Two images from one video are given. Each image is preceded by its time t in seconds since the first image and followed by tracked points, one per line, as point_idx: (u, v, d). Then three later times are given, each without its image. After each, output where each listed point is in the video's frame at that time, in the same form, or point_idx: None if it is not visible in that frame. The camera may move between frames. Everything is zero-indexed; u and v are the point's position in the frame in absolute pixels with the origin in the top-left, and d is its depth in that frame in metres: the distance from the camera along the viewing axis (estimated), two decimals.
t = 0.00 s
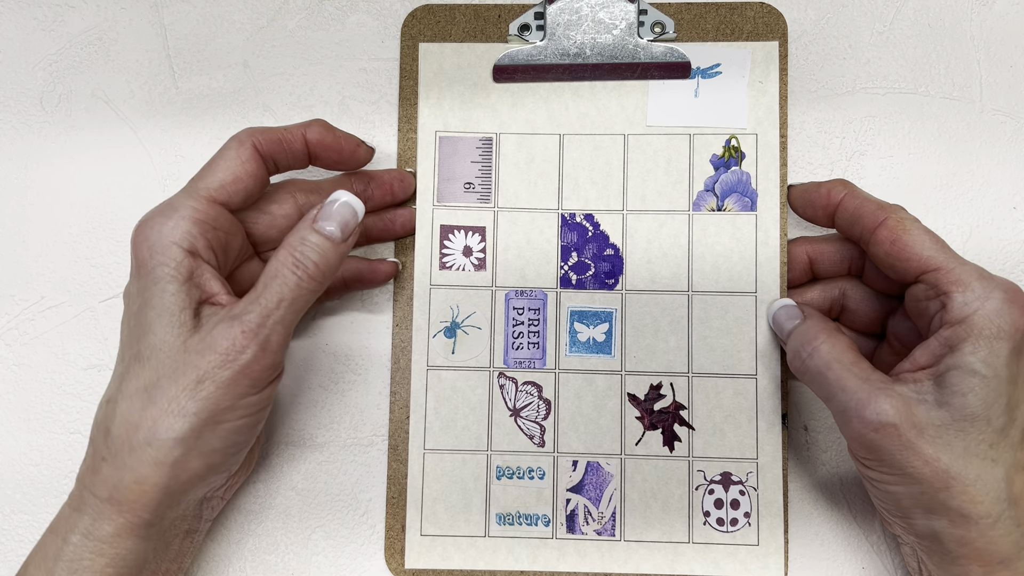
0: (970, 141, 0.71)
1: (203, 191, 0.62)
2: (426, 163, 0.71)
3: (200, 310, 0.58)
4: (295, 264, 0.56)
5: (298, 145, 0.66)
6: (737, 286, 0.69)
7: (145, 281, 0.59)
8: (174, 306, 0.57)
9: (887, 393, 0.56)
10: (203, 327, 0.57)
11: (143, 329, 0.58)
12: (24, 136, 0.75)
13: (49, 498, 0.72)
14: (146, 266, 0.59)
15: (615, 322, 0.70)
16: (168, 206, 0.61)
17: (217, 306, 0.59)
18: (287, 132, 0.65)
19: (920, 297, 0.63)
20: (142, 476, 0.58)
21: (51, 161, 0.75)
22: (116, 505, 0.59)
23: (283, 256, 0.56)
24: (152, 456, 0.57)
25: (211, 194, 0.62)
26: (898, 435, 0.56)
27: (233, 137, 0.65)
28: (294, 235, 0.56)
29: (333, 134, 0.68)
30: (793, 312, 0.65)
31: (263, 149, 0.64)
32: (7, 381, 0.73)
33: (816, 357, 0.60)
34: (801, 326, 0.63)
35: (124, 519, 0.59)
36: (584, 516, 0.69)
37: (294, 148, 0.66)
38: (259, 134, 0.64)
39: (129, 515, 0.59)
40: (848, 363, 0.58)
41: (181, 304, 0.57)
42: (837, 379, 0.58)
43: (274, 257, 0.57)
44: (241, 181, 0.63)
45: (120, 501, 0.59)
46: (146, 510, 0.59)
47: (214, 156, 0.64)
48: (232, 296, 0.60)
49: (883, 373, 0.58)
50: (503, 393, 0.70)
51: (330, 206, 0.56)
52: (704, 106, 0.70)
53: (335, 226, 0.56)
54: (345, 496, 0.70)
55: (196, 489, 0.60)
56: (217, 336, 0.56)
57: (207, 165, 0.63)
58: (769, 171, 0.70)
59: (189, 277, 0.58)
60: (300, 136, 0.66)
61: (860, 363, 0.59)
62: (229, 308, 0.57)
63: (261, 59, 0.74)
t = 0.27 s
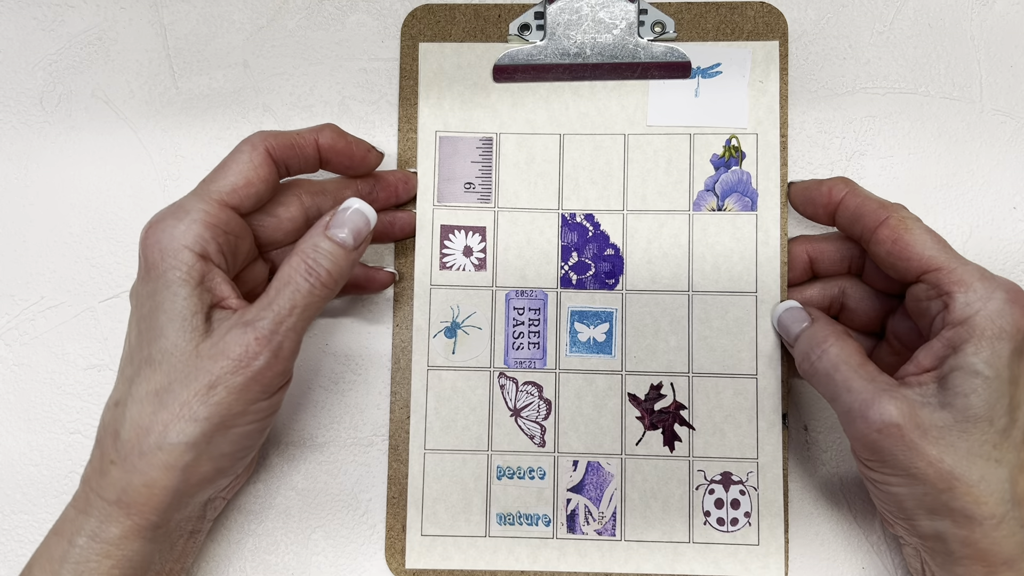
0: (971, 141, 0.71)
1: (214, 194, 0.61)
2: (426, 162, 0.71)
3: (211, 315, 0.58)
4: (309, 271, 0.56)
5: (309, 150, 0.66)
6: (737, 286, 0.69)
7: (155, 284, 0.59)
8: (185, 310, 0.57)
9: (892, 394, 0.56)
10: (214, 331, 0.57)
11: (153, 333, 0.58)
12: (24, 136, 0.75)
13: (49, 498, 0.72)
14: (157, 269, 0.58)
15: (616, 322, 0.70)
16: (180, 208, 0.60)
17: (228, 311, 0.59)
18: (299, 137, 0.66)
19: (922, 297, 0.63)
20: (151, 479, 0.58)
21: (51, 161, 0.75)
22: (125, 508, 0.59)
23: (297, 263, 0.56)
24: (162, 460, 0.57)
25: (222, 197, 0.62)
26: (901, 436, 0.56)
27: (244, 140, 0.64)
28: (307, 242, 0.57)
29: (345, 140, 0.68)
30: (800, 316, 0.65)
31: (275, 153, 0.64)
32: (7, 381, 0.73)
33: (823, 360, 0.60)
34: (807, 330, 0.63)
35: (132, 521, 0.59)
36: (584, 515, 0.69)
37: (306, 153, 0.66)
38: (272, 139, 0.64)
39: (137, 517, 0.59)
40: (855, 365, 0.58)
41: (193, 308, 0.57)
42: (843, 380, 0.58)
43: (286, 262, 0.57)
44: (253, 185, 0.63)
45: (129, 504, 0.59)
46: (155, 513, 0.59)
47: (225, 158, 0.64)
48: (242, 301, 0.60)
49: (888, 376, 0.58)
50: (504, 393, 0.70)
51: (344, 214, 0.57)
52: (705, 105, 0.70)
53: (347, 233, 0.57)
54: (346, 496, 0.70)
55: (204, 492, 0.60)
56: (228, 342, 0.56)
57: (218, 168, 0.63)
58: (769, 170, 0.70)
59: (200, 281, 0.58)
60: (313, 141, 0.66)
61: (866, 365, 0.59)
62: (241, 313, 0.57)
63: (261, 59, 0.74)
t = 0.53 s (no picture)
0: (971, 141, 0.71)
1: (212, 194, 0.61)
2: (425, 160, 0.71)
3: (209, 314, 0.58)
4: (308, 270, 0.56)
5: (309, 150, 0.66)
6: (738, 285, 0.69)
7: (153, 284, 0.59)
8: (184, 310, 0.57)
9: (892, 401, 0.57)
10: (213, 331, 0.57)
11: (153, 334, 0.58)
12: (24, 136, 0.75)
13: (49, 498, 0.72)
14: (155, 269, 0.58)
15: (615, 321, 0.70)
16: (177, 208, 0.60)
17: (226, 310, 0.59)
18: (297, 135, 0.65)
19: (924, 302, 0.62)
20: (153, 480, 0.58)
21: (50, 161, 0.75)
22: (126, 508, 0.59)
23: (296, 262, 0.56)
24: (163, 460, 0.57)
25: (220, 197, 0.62)
26: (899, 442, 0.56)
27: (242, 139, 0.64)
28: (306, 241, 0.57)
29: (344, 140, 0.67)
30: (805, 317, 0.64)
31: (274, 153, 0.64)
32: (7, 381, 0.73)
33: (828, 364, 0.60)
34: (814, 333, 0.63)
35: (133, 521, 0.59)
36: (584, 516, 0.69)
37: (305, 153, 0.66)
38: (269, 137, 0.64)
39: (138, 517, 0.59)
40: (858, 369, 0.59)
41: (192, 308, 0.57)
42: (846, 385, 0.59)
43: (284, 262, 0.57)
44: (252, 185, 0.63)
45: (130, 504, 0.59)
46: (155, 513, 0.59)
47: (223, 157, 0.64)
48: (240, 300, 0.60)
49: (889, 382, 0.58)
50: (503, 393, 0.70)
51: (343, 212, 0.57)
52: (705, 103, 0.70)
53: (346, 232, 0.57)
54: (346, 496, 0.70)
55: (205, 492, 0.61)
56: (227, 342, 0.56)
57: (216, 167, 0.63)
58: (769, 168, 0.69)
59: (199, 281, 0.58)
60: (311, 141, 0.66)
61: (869, 370, 0.59)
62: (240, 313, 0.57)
63: (261, 58, 0.74)
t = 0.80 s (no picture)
0: (973, 140, 0.71)
1: (208, 195, 0.61)
2: (422, 160, 0.71)
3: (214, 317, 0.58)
4: (316, 273, 0.56)
5: (302, 146, 0.65)
6: (740, 284, 0.69)
7: (153, 288, 0.58)
8: (186, 314, 0.57)
9: (899, 405, 0.56)
10: (218, 332, 0.57)
11: (156, 338, 0.58)
12: (20, 134, 0.74)
13: (49, 498, 0.72)
14: (155, 273, 0.58)
15: (615, 320, 0.70)
16: (174, 210, 0.60)
17: (231, 313, 0.58)
18: (288, 130, 0.64)
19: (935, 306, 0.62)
20: (163, 484, 0.58)
21: (46, 159, 0.74)
22: (137, 513, 0.59)
23: (303, 266, 0.56)
24: (173, 465, 0.57)
25: (217, 198, 0.61)
26: (905, 446, 0.56)
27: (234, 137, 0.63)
28: (312, 244, 0.56)
29: (337, 135, 0.66)
30: (808, 317, 0.64)
31: (268, 151, 0.64)
32: (6, 381, 0.73)
33: (834, 365, 0.60)
34: (818, 333, 0.63)
35: (143, 524, 0.59)
36: (584, 514, 0.69)
37: (299, 149, 0.65)
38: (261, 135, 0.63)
39: (148, 521, 0.59)
40: (864, 371, 0.58)
41: (196, 311, 0.57)
42: (852, 386, 0.58)
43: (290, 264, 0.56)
44: (247, 183, 0.62)
45: (140, 509, 0.59)
46: (165, 516, 0.59)
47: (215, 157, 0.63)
48: (243, 302, 0.60)
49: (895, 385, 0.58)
50: (503, 393, 0.70)
51: (348, 216, 0.56)
52: (707, 97, 0.70)
53: (353, 236, 0.56)
54: (346, 496, 0.70)
55: (213, 493, 0.61)
56: (233, 344, 0.55)
57: (212, 167, 0.62)
58: (772, 164, 0.69)
59: (201, 284, 0.58)
60: (304, 136, 0.65)
61: (875, 372, 0.59)
62: (246, 314, 0.57)
63: (258, 55, 0.73)
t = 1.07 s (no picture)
0: (973, 140, 0.71)
1: (256, 209, 0.62)
2: (415, 156, 0.70)
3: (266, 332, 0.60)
4: (366, 298, 0.62)
5: (325, 143, 0.67)
6: (742, 282, 0.69)
7: (206, 300, 0.59)
8: (239, 328, 0.59)
9: (913, 408, 0.57)
10: (271, 348, 0.60)
11: (207, 351, 0.59)
12: (21, 134, 0.75)
13: (49, 498, 0.72)
14: (209, 286, 0.59)
15: (616, 320, 0.70)
16: (226, 226, 0.60)
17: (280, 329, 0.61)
18: (317, 137, 0.66)
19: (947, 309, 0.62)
20: (215, 494, 0.61)
21: (46, 159, 0.74)
22: (184, 521, 0.62)
23: (349, 290, 0.61)
24: (225, 476, 0.60)
25: (262, 211, 0.62)
26: (919, 449, 0.56)
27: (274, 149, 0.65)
28: (352, 271, 0.62)
29: (348, 122, 0.69)
30: (814, 316, 0.64)
31: (306, 162, 0.65)
32: (6, 381, 0.73)
33: (843, 366, 0.60)
34: (826, 333, 0.62)
35: (189, 528, 0.63)
36: (586, 513, 0.69)
37: (323, 148, 0.67)
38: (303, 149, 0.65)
39: (193, 527, 0.63)
40: (875, 373, 0.58)
41: (249, 328, 0.59)
42: (864, 388, 0.58)
43: (332, 287, 0.61)
44: (290, 198, 0.64)
45: (187, 517, 0.62)
46: (211, 521, 0.63)
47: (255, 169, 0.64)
48: (285, 316, 0.63)
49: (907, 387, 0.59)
50: (503, 393, 0.70)
51: (387, 254, 0.64)
52: (711, 87, 0.69)
53: (389, 270, 0.64)
54: (346, 497, 0.71)
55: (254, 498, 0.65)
56: (290, 362, 0.59)
57: (254, 180, 0.63)
58: (778, 157, 0.68)
59: (253, 299, 0.60)
60: (326, 134, 0.67)
61: (885, 374, 0.59)
62: (300, 331, 0.60)
63: (258, 55, 0.73)
